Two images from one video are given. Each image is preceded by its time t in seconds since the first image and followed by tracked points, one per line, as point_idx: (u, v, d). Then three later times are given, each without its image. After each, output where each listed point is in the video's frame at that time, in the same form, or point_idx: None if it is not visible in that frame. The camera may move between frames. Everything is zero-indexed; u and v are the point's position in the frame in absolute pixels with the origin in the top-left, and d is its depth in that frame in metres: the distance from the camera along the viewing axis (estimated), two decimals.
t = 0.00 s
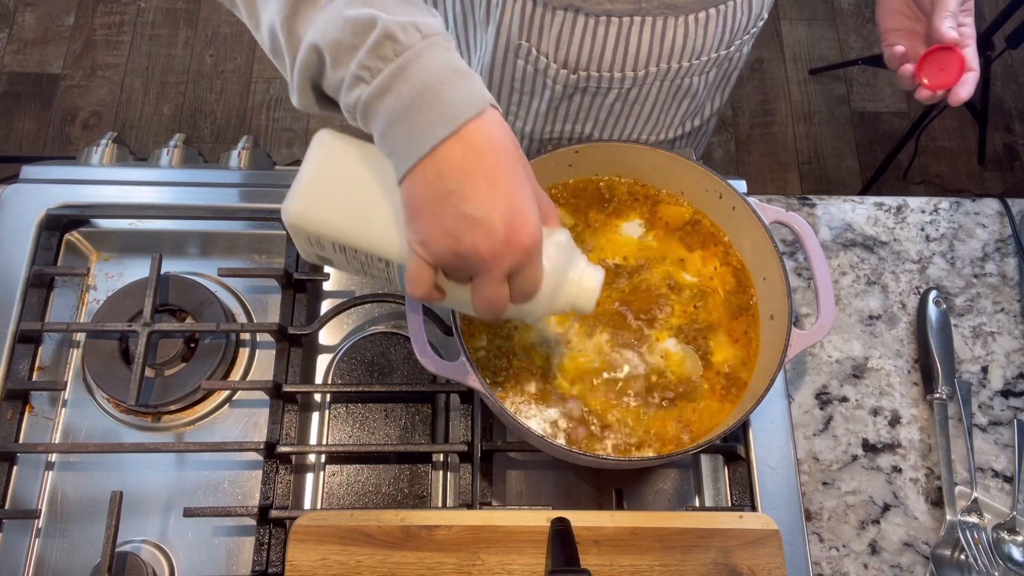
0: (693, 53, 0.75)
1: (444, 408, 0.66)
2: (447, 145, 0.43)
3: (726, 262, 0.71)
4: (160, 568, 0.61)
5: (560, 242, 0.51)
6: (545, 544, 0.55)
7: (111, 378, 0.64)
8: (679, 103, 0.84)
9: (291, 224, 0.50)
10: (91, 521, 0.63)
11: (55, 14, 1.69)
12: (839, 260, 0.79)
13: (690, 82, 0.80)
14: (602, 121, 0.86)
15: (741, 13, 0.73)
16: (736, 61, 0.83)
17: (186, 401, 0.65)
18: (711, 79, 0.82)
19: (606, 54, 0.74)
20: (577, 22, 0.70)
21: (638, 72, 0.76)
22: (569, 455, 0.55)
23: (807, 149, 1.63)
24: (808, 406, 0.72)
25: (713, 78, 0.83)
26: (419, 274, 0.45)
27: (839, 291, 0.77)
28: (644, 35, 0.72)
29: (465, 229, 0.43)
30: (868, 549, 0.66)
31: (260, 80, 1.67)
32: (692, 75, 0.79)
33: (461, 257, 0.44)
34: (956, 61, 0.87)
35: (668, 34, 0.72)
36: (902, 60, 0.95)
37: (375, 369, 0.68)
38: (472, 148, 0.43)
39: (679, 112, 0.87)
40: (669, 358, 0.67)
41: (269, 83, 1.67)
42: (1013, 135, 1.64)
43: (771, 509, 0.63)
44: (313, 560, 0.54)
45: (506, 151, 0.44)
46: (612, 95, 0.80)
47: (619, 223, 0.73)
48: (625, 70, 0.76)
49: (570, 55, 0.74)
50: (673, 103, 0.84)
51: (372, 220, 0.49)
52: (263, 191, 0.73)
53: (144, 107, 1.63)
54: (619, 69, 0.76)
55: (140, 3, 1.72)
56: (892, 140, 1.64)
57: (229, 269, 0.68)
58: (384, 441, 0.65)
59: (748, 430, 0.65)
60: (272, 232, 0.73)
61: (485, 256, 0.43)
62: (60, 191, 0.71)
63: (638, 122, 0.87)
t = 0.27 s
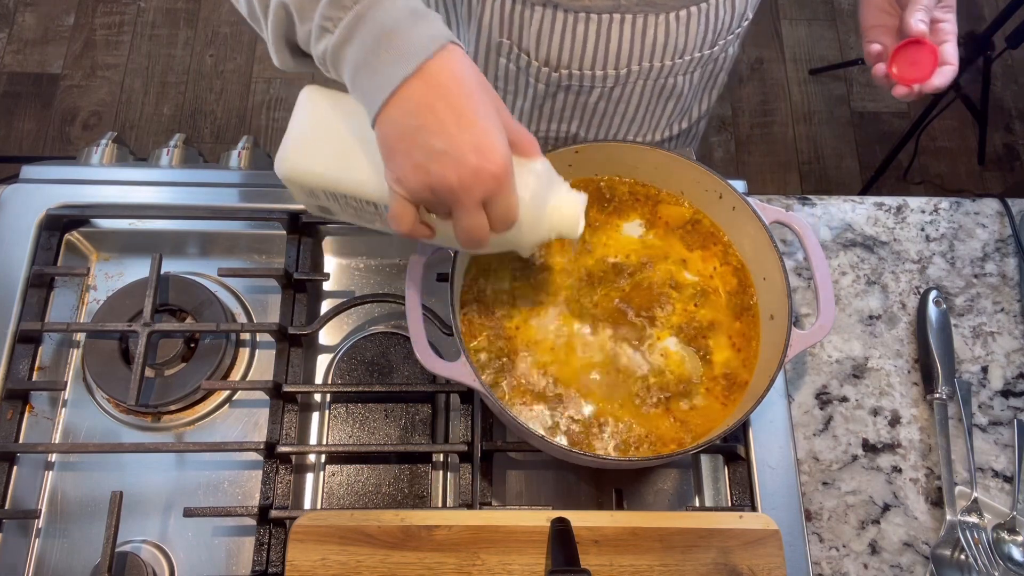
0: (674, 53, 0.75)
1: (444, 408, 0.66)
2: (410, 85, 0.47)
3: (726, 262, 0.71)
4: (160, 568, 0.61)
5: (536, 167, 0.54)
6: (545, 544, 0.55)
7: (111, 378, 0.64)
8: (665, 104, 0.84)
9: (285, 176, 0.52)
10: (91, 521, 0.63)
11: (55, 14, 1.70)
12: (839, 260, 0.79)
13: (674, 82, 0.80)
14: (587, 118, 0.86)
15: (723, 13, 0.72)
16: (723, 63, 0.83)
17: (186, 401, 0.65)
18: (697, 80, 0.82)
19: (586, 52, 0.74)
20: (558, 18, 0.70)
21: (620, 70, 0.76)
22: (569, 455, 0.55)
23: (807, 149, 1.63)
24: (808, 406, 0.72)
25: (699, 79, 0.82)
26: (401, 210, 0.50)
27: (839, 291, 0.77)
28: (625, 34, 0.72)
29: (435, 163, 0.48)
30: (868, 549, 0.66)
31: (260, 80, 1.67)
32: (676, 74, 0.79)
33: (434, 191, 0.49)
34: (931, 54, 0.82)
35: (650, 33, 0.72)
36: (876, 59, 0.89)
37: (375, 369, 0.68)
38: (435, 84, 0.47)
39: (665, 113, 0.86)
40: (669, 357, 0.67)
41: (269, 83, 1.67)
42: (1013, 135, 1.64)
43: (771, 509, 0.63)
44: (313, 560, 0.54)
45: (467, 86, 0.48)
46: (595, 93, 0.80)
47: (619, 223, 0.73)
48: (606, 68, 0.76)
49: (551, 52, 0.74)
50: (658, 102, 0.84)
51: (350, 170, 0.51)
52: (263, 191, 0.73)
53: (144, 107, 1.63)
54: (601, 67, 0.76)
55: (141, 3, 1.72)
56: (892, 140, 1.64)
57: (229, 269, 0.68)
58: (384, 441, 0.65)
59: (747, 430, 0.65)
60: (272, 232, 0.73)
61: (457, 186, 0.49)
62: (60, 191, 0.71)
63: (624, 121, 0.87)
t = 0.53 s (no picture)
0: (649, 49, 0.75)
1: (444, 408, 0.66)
2: (364, 47, 0.50)
3: (726, 263, 0.71)
4: (160, 568, 0.61)
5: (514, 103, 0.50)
6: (545, 544, 0.55)
7: (111, 378, 0.64)
8: (645, 102, 0.84)
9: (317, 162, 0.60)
10: (90, 521, 0.63)
11: (55, 14, 1.70)
12: (839, 260, 0.79)
13: (653, 79, 0.80)
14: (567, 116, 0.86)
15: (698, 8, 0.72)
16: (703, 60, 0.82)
17: (186, 401, 0.65)
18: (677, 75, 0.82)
19: (561, 48, 0.74)
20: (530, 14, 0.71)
21: (595, 68, 0.76)
22: (569, 455, 0.55)
23: (807, 149, 1.63)
24: (808, 406, 0.72)
25: (679, 75, 0.82)
26: (386, 169, 0.55)
27: (839, 291, 0.77)
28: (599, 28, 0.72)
29: (390, 109, 0.50)
30: (868, 549, 0.66)
31: (260, 80, 1.67)
32: (654, 71, 0.79)
33: (398, 141, 0.52)
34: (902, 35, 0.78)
35: (624, 28, 0.72)
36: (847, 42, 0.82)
37: (375, 369, 0.68)
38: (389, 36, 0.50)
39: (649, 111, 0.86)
40: (668, 358, 0.67)
41: (269, 83, 1.66)
42: (1013, 135, 1.64)
43: (771, 509, 0.63)
44: (313, 560, 0.54)
45: (423, 34, 0.51)
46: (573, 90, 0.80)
47: (619, 223, 0.73)
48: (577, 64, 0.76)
49: (527, 50, 0.75)
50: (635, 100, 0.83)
51: (365, 142, 0.58)
52: (263, 191, 0.73)
53: (144, 107, 1.63)
54: (575, 64, 0.76)
55: (141, 3, 1.72)
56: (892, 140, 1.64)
57: (229, 269, 0.68)
58: (384, 441, 0.65)
59: (747, 430, 0.65)
60: (272, 232, 0.73)
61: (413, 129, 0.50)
62: (60, 191, 0.71)
63: (605, 120, 0.87)
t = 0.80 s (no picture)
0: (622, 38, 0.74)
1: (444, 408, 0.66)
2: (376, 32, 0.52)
3: (726, 263, 0.71)
4: (160, 568, 0.61)
5: (511, 44, 0.44)
6: (545, 544, 0.55)
7: (111, 378, 0.64)
8: (622, 93, 0.83)
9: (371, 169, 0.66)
10: (90, 521, 0.63)
11: (56, 14, 1.70)
12: (839, 260, 0.79)
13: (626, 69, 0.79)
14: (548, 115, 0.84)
15: None
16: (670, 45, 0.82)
17: (186, 401, 0.65)
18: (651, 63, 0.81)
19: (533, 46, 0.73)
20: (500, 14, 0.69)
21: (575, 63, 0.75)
22: (569, 455, 0.55)
23: (806, 149, 1.63)
24: (808, 406, 0.72)
25: (651, 64, 0.82)
26: (412, 155, 0.52)
27: (839, 291, 0.77)
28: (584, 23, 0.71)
29: (392, 87, 0.51)
30: (868, 549, 0.66)
31: (260, 80, 1.67)
32: (625, 62, 0.78)
33: (406, 112, 0.50)
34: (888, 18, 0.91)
35: (590, 21, 0.71)
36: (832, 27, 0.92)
37: (375, 369, 0.68)
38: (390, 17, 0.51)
39: (628, 102, 0.85)
40: (668, 358, 0.67)
41: (269, 83, 1.66)
42: (1013, 135, 1.64)
43: (771, 509, 0.63)
44: (313, 560, 0.54)
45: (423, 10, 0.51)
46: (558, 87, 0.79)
47: (619, 223, 0.73)
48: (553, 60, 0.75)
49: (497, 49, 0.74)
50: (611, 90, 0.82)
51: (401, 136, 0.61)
52: (263, 191, 0.73)
53: (144, 107, 1.63)
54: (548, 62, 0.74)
55: (141, 3, 1.72)
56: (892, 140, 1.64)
57: (229, 269, 0.68)
58: (384, 441, 0.65)
59: (747, 430, 0.65)
60: (272, 232, 0.73)
61: (410, 95, 0.49)
62: (60, 191, 0.71)
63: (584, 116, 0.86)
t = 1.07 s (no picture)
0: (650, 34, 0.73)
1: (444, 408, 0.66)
2: None
3: (725, 262, 0.71)
4: (160, 567, 0.61)
5: None
6: (545, 544, 0.55)
7: (111, 377, 0.64)
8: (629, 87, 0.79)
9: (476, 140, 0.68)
10: (91, 521, 0.63)
11: (56, 14, 1.69)
12: (839, 260, 0.79)
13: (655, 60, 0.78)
14: (566, 115, 0.83)
15: None
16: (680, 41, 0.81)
17: (186, 401, 0.65)
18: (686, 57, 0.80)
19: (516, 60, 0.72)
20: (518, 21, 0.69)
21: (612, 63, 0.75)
22: (569, 454, 0.55)
23: (806, 149, 1.63)
24: (808, 406, 0.72)
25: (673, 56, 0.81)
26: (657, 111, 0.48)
27: (839, 291, 0.77)
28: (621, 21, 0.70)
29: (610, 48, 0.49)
30: (868, 549, 0.66)
31: (260, 80, 1.67)
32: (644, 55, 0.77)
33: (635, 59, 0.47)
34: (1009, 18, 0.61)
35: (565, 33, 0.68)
36: None
37: (375, 369, 0.68)
38: None
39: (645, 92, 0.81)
40: (668, 358, 0.67)
41: (269, 83, 1.66)
42: (1013, 135, 1.64)
43: (771, 509, 0.63)
44: (313, 560, 0.54)
45: None
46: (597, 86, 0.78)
47: (619, 223, 0.73)
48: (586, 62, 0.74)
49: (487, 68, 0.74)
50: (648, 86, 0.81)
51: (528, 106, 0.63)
52: (262, 191, 0.73)
53: (144, 107, 1.63)
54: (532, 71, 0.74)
55: (141, 3, 1.72)
56: (892, 140, 1.64)
57: (229, 269, 0.68)
58: (384, 441, 0.65)
59: (747, 430, 0.65)
60: (272, 232, 0.73)
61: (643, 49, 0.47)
62: (60, 191, 0.71)
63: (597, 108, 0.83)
